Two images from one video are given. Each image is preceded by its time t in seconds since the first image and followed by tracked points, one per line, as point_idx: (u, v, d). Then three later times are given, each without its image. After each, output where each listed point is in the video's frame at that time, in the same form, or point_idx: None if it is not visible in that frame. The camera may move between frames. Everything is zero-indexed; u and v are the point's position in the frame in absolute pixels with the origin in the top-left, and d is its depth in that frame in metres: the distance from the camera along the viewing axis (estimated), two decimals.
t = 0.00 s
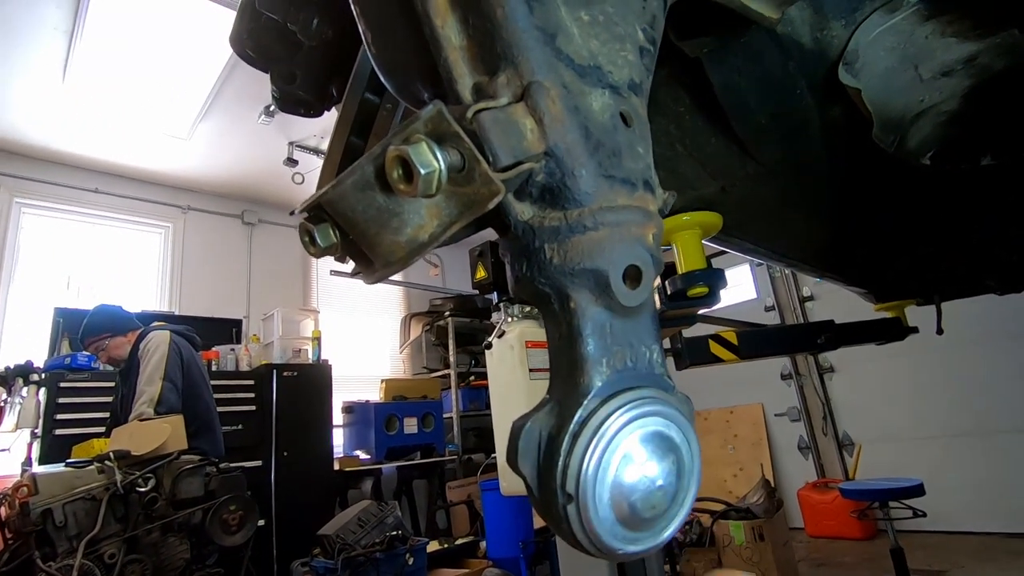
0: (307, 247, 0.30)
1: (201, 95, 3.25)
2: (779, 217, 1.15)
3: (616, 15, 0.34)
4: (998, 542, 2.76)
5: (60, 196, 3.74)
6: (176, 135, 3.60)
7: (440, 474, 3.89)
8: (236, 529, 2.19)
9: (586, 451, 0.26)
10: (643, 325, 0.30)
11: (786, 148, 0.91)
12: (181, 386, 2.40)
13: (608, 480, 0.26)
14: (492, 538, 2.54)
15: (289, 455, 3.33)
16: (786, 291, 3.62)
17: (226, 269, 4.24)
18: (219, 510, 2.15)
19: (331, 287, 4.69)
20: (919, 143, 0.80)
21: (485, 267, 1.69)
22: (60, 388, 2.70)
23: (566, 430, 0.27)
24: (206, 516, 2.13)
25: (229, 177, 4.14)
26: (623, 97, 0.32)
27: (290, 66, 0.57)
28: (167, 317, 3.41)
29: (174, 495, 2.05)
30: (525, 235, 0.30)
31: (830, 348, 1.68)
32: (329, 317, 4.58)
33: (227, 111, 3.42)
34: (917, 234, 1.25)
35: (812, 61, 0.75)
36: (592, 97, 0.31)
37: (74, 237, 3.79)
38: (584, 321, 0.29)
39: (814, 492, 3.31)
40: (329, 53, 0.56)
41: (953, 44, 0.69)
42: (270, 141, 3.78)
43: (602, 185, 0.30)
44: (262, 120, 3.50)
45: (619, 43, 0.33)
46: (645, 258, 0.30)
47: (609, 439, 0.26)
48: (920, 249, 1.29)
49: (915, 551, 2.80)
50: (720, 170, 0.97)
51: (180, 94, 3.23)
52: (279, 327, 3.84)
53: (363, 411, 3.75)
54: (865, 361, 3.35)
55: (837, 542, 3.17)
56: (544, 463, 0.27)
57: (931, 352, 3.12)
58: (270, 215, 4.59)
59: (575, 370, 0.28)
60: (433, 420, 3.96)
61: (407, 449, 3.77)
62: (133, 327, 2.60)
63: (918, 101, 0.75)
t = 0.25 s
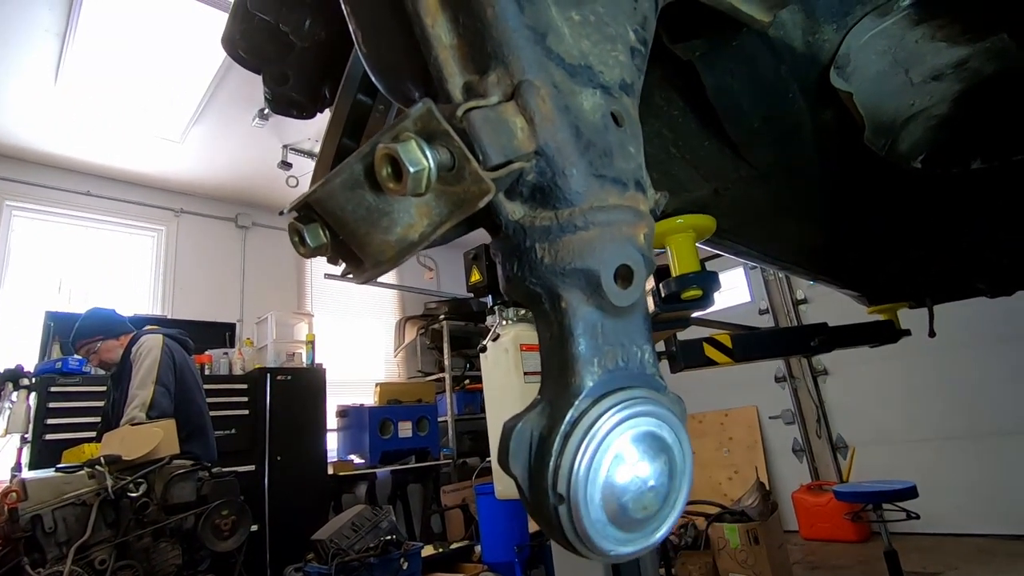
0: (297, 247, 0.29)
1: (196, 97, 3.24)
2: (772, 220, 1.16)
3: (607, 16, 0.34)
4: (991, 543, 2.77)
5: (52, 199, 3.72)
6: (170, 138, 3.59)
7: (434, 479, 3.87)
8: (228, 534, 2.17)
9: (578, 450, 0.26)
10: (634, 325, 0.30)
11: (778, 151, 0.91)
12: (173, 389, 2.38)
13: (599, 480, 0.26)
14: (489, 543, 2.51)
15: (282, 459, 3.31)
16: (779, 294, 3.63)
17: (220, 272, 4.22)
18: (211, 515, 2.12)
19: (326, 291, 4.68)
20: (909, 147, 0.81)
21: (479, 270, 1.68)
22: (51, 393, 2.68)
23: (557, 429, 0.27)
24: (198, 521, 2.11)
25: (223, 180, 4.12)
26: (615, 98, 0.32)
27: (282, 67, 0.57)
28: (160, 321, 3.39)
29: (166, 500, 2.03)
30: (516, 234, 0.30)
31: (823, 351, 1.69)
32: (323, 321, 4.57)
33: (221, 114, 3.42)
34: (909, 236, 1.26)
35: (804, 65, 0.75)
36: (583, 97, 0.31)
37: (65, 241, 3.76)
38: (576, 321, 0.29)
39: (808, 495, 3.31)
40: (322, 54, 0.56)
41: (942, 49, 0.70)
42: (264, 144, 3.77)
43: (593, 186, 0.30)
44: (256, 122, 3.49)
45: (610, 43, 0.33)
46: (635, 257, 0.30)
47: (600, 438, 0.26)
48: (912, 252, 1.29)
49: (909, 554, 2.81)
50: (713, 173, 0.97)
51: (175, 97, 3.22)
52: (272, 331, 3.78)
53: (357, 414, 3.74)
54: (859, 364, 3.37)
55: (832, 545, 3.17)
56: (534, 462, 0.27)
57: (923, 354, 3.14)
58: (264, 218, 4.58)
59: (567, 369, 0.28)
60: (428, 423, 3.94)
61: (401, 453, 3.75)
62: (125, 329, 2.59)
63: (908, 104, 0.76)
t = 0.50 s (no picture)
0: (321, 262, 0.31)
1: (197, 103, 3.26)
2: (772, 225, 1.17)
3: (618, 39, 0.35)
4: (990, 546, 2.78)
5: (51, 203, 3.72)
6: (169, 142, 3.60)
7: (434, 482, 3.88)
8: (229, 539, 2.17)
9: (592, 459, 0.27)
10: (644, 339, 0.31)
11: (778, 158, 0.92)
12: (174, 394, 2.39)
13: (612, 487, 0.27)
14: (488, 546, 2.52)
15: (282, 463, 3.31)
16: (778, 297, 3.65)
17: (219, 275, 4.23)
18: (212, 520, 2.12)
19: (325, 294, 4.69)
20: (905, 153, 0.83)
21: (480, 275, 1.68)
22: (51, 398, 2.68)
23: (572, 439, 0.28)
24: (199, 526, 2.11)
25: (223, 184, 4.14)
26: (625, 119, 0.34)
27: (292, 78, 0.58)
28: (160, 325, 3.39)
29: (167, 505, 2.04)
30: (532, 251, 0.31)
31: (822, 354, 1.70)
32: (322, 324, 4.57)
33: (221, 118, 3.42)
34: (908, 241, 1.27)
35: (803, 74, 0.77)
36: (596, 121, 0.32)
37: (65, 245, 3.77)
38: (589, 335, 0.30)
39: (808, 498, 3.31)
40: (332, 67, 0.57)
41: (938, 58, 0.72)
42: (264, 148, 3.78)
43: (606, 206, 0.31)
44: (255, 127, 3.50)
45: (620, 67, 0.34)
46: (646, 273, 0.31)
47: (613, 449, 0.27)
48: (911, 257, 1.30)
49: (908, 557, 2.81)
50: (713, 179, 0.98)
51: (176, 102, 3.24)
52: (271, 335, 3.82)
53: (357, 418, 3.74)
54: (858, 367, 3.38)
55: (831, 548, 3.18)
56: (550, 471, 0.28)
57: (921, 357, 3.15)
58: (263, 222, 4.58)
59: (582, 382, 0.29)
60: (427, 427, 3.95)
61: (401, 457, 3.76)
62: (126, 334, 2.60)
63: (906, 112, 0.77)
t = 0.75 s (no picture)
0: (309, 261, 0.30)
1: (195, 105, 3.26)
2: (768, 227, 1.17)
3: (607, 36, 0.35)
4: (989, 547, 2.78)
5: (50, 206, 3.72)
6: (167, 144, 3.59)
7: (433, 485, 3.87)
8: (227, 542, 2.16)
9: (581, 456, 0.27)
10: (634, 335, 0.31)
11: (774, 158, 0.92)
12: (171, 396, 2.38)
13: (602, 485, 0.27)
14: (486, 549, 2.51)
15: (280, 466, 3.30)
16: (776, 299, 3.65)
17: (218, 277, 4.23)
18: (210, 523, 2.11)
19: (323, 297, 4.68)
20: (901, 155, 0.83)
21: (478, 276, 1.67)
22: (48, 400, 2.67)
23: (561, 436, 0.28)
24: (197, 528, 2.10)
25: (221, 186, 4.13)
26: (615, 116, 0.33)
27: (285, 79, 0.58)
28: (158, 328, 3.38)
29: (164, 508, 2.03)
30: (521, 248, 0.31)
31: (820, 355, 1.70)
32: (320, 326, 4.57)
33: (220, 120, 3.42)
34: (907, 242, 1.26)
35: (798, 75, 0.77)
36: (585, 116, 0.32)
37: (63, 247, 3.76)
38: (578, 331, 0.29)
39: (806, 500, 3.31)
40: (325, 67, 0.58)
41: (934, 59, 0.72)
42: (263, 150, 3.78)
43: (594, 202, 0.31)
44: (254, 129, 3.50)
45: (610, 63, 0.34)
46: (636, 269, 0.31)
47: (603, 446, 0.27)
48: (909, 258, 1.30)
49: (907, 558, 2.81)
50: (710, 180, 0.98)
51: (174, 105, 3.24)
52: (269, 337, 3.82)
53: (355, 421, 3.73)
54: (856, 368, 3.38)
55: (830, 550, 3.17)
56: (539, 468, 0.28)
57: (919, 359, 3.15)
58: (262, 224, 4.58)
59: (571, 379, 0.29)
60: (426, 430, 3.94)
61: (400, 459, 3.75)
62: (124, 336, 2.60)
63: (901, 113, 0.77)
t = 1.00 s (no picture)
0: (315, 259, 0.30)
1: (196, 108, 3.26)
2: (769, 228, 1.17)
3: (610, 36, 0.35)
4: (991, 549, 2.77)
5: (51, 209, 3.73)
6: (168, 148, 3.60)
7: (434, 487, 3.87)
8: (228, 545, 2.17)
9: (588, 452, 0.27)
10: (638, 333, 0.31)
11: (774, 161, 0.92)
12: (174, 399, 2.38)
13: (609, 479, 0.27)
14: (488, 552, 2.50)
15: (282, 469, 3.30)
16: (778, 301, 3.64)
17: (219, 280, 4.23)
18: (212, 525, 2.12)
19: (325, 299, 4.68)
20: (902, 154, 0.83)
21: (479, 279, 1.72)
22: (50, 403, 2.67)
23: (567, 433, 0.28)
24: (199, 530, 2.11)
25: (223, 189, 4.14)
26: (618, 115, 0.34)
27: (289, 81, 0.58)
28: (159, 331, 3.39)
29: (166, 511, 2.04)
30: (525, 245, 0.31)
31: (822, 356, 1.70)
32: (322, 329, 4.57)
33: (221, 123, 3.43)
34: (907, 245, 1.27)
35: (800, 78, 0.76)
36: (589, 115, 0.32)
37: (63, 250, 3.76)
38: (583, 329, 0.30)
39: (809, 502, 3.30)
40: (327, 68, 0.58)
41: (935, 60, 0.72)
42: (264, 153, 3.78)
43: (598, 200, 0.31)
44: (256, 132, 3.51)
45: (613, 63, 0.34)
46: (639, 267, 0.31)
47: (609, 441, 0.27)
48: (910, 259, 1.30)
49: (909, 560, 2.80)
50: (710, 182, 0.98)
51: (175, 108, 3.24)
52: (271, 340, 3.82)
53: (357, 424, 3.73)
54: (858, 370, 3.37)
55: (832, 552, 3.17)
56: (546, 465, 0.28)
57: (921, 360, 3.14)
58: (263, 227, 4.58)
59: (576, 376, 0.29)
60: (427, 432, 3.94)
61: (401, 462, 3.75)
62: (126, 337, 2.60)
63: (903, 114, 0.77)
